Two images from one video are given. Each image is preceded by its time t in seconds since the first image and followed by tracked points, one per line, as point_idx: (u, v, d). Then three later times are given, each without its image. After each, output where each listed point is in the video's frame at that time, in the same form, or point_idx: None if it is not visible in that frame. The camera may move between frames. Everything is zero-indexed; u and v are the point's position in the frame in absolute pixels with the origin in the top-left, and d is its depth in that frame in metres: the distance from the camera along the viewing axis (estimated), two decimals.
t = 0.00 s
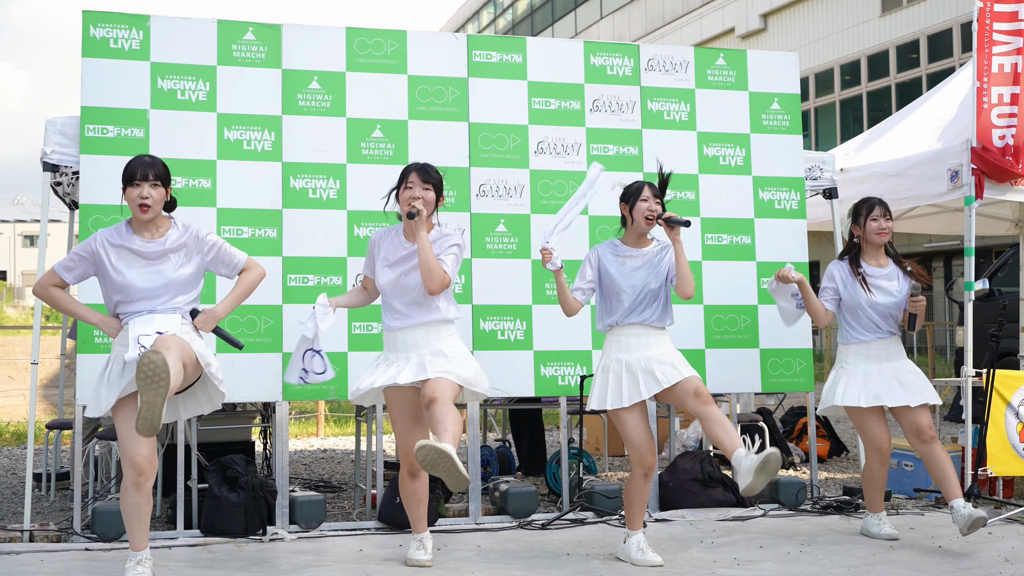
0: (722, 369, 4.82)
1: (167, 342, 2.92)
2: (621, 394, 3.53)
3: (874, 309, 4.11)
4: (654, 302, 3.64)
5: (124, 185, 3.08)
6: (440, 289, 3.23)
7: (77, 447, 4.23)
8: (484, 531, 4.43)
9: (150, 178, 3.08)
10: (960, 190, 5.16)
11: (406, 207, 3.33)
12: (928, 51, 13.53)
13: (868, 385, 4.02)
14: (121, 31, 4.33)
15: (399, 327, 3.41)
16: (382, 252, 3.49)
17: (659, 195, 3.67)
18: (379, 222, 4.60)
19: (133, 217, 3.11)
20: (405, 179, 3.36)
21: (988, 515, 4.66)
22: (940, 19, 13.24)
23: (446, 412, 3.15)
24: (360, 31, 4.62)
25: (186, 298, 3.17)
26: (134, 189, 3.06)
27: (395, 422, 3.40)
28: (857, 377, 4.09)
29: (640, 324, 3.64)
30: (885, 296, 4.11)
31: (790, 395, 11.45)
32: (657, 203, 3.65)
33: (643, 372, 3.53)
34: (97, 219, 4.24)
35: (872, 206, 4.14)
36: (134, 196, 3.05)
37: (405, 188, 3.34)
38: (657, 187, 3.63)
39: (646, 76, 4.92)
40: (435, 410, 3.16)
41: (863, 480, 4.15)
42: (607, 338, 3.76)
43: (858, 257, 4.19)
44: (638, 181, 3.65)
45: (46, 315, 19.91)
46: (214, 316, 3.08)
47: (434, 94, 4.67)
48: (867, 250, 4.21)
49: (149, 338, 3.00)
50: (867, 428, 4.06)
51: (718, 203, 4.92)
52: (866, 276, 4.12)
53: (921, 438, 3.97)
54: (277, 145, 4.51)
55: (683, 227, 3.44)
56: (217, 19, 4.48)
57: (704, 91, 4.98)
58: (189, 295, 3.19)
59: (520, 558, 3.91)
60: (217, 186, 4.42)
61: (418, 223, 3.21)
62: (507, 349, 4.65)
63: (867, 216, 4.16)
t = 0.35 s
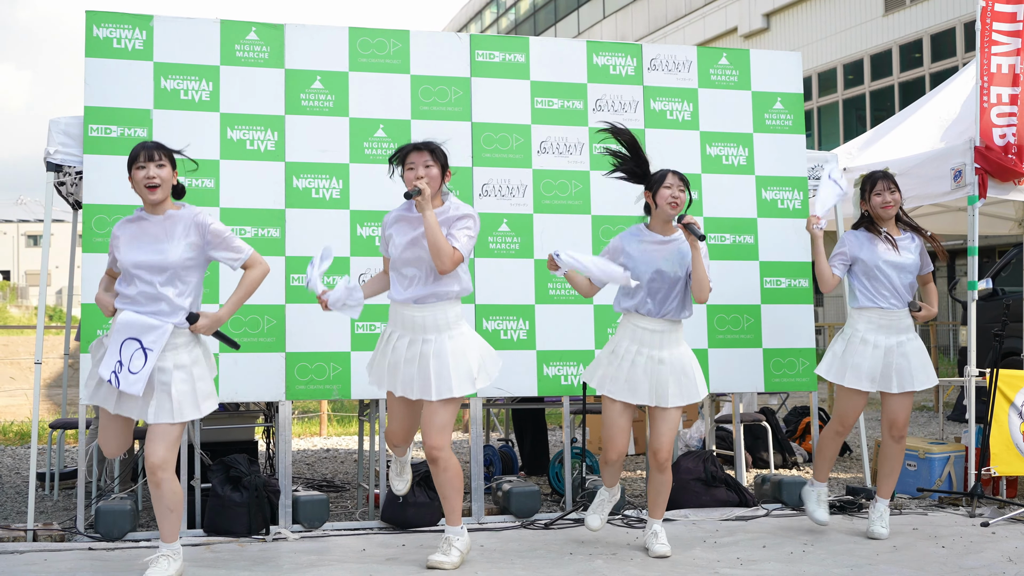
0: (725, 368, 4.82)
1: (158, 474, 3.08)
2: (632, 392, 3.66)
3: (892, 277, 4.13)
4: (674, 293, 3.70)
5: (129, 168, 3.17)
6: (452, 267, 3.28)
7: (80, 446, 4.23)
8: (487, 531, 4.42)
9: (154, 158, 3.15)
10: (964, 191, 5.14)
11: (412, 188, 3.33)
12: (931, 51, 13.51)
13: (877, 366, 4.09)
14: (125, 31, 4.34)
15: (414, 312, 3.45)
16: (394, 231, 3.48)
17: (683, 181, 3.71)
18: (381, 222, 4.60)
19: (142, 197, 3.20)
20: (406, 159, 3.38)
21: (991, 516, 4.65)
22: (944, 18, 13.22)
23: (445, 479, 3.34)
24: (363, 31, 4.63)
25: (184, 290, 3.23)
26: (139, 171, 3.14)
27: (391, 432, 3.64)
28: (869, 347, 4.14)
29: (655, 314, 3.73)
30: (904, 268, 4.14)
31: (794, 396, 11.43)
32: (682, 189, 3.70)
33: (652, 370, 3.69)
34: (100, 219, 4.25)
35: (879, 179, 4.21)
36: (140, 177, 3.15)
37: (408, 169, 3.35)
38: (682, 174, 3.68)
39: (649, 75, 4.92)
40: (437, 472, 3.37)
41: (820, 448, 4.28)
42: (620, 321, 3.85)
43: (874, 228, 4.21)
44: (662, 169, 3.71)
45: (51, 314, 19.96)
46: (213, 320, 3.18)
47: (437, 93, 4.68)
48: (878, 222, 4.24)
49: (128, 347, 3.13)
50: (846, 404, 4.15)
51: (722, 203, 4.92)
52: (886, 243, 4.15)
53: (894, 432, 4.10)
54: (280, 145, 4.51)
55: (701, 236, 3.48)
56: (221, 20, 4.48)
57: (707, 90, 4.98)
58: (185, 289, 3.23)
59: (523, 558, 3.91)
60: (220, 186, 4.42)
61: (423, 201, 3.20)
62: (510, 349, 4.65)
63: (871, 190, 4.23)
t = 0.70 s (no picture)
0: (727, 368, 4.83)
1: (149, 387, 2.98)
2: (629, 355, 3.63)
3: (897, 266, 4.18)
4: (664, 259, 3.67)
5: (129, 145, 3.17)
6: (439, 254, 3.23)
7: (83, 447, 4.23)
8: (489, 531, 4.43)
9: (156, 136, 3.16)
10: (965, 190, 5.16)
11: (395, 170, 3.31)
12: (933, 51, 13.53)
13: (894, 354, 4.10)
14: (126, 30, 4.33)
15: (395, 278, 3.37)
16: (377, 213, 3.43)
17: (683, 168, 3.60)
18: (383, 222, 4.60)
19: (139, 173, 3.20)
20: (389, 141, 3.31)
21: (993, 515, 4.66)
22: (945, 19, 13.24)
23: (439, 424, 3.17)
24: (366, 31, 4.62)
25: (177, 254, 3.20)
26: (140, 149, 3.15)
27: (380, 403, 3.27)
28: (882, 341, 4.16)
29: (654, 286, 3.68)
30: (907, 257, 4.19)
31: (795, 395, 11.43)
32: (679, 177, 3.60)
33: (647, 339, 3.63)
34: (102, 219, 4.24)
35: (879, 179, 4.23)
36: (141, 155, 3.15)
37: (392, 150, 3.30)
38: (681, 162, 3.57)
39: (651, 76, 4.92)
40: (429, 417, 3.16)
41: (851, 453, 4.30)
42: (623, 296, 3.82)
43: (874, 228, 4.28)
44: (663, 152, 3.60)
45: (52, 314, 19.95)
46: (211, 283, 3.16)
47: (439, 94, 4.67)
48: (878, 222, 4.31)
49: (123, 287, 3.09)
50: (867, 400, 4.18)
51: (724, 203, 4.92)
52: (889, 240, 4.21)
53: (912, 427, 4.09)
54: (282, 145, 4.51)
55: (698, 220, 3.42)
56: (222, 19, 4.48)
57: (709, 91, 4.98)
58: (178, 253, 3.20)
59: (526, 558, 3.91)
60: (222, 186, 4.41)
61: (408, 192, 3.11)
62: (512, 349, 4.65)
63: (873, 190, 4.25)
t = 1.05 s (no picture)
0: (727, 368, 4.83)
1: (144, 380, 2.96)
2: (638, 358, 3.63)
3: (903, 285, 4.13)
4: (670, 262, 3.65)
5: (129, 130, 3.15)
6: (442, 240, 3.21)
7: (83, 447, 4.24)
8: (489, 531, 4.43)
9: (156, 122, 3.16)
10: (966, 190, 5.19)
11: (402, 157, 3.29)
12: (933, 51, 13.53)
13: (894, 371, 4.11)
14: (127, 31, 4.33)
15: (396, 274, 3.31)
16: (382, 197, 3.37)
17: (688, 161, 3.64)
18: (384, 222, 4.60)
19: (139, 159, 3.17)
20: (397, 129, 3.30)
21: (994, 515, 4.66)
22: (945, 19, 13.24)
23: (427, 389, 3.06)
24: (366, 31, 4.62)
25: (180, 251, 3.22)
26: (141, 134, 3.14)
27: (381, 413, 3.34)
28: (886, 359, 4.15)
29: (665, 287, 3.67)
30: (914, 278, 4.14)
31: (796, 395, 11.44)
32: (685, 169, 3.62)
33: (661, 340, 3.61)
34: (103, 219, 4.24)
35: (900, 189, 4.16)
36: (142, 140, 3.13)
37: (398, 136, 3.29)
38: (686, 155, 3.61)
39: (652, 76, 4.92)
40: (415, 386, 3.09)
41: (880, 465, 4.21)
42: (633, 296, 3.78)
43: (886, 238, 4.20)
44: (668, 147, 3.66)
45: (53, 314, 19.98)
46: (209, 273, 3.20)
47: (440, 94, 4.67)
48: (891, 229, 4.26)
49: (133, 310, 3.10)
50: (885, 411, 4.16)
51: (725, 203, 4.92)
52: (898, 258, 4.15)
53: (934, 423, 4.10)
54: (283, 145, 4.51)
55: (702, 216, 3.43)
56: (223, 19, 4.48)
57: (710, 90, 4.98)
58: (183, 249, 3.24)
59: (526, 558, 3.91)
60: (222, 186, 4.41)
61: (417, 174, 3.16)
62: (513, 349, 4.65)
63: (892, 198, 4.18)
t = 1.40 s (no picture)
0: (725, 369, 4.83)
1: (145, 450, 3.06)
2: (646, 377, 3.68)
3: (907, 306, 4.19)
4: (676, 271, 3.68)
5: (124, 148, 3.17)
6: (447, 256, 3.24)
7: (81, 448, 4.23)
8: (487, 532, 4.43)
9: (152, 141, 3.18)
10: (964, 190, 5.16)
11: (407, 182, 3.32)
12: (932, 51, 13.53)
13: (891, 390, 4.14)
14: (125, 31, 4.33)
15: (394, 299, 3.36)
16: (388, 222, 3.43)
17: (691, 173, 3.67)
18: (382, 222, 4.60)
19: (134, 178, 3.20)
20: (406, 153, 3.33)
21: (992, 515, 4.66)
22: (944, 19, 13.24)
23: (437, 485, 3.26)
24: (364, 31, 4.62)
25: (172, 264, 3.21)
26: (137, 153, 3.16)
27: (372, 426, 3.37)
28: (882, 373, 4.18)
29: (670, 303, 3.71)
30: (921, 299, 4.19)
31: (794, 395, 11.45)
32: (688, 181, 3.66)
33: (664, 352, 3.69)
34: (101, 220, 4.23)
35: (899, 207, 4.25)
36: (139, 159, 3.16)
37: (408, 162, 3.32)
38: (688, 167, 3.64)
39: (650, 76, 4.92)
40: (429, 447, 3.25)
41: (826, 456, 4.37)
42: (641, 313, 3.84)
43: (893, 258, 4.27)
44: (670, 160, 3.69)
45: (51, 315, 19.97)
46: (203, 293, 3.19)
47: (438, 94, 4.67)
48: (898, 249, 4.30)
49: (134, 332, 3.08)
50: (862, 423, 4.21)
51: (724, 203, 4.92)
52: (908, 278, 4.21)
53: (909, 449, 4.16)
54: (281, 145, 4.50)
55: (703, 219, 3.41)
56: (221, 20, 4.48)
57: (708, 91, 4.98)
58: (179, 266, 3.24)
59: (524, 558, 3.91)
60: (220, 186, 4.41)
61: (421, 190, 3.20)
62: (511, 350, 4.65)
63: (893, 217, 4.26)
